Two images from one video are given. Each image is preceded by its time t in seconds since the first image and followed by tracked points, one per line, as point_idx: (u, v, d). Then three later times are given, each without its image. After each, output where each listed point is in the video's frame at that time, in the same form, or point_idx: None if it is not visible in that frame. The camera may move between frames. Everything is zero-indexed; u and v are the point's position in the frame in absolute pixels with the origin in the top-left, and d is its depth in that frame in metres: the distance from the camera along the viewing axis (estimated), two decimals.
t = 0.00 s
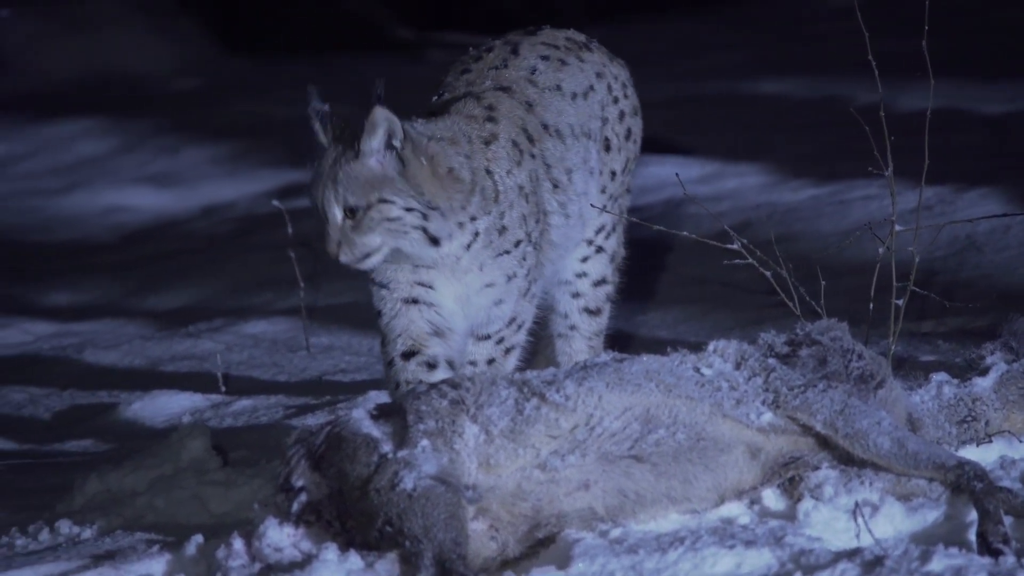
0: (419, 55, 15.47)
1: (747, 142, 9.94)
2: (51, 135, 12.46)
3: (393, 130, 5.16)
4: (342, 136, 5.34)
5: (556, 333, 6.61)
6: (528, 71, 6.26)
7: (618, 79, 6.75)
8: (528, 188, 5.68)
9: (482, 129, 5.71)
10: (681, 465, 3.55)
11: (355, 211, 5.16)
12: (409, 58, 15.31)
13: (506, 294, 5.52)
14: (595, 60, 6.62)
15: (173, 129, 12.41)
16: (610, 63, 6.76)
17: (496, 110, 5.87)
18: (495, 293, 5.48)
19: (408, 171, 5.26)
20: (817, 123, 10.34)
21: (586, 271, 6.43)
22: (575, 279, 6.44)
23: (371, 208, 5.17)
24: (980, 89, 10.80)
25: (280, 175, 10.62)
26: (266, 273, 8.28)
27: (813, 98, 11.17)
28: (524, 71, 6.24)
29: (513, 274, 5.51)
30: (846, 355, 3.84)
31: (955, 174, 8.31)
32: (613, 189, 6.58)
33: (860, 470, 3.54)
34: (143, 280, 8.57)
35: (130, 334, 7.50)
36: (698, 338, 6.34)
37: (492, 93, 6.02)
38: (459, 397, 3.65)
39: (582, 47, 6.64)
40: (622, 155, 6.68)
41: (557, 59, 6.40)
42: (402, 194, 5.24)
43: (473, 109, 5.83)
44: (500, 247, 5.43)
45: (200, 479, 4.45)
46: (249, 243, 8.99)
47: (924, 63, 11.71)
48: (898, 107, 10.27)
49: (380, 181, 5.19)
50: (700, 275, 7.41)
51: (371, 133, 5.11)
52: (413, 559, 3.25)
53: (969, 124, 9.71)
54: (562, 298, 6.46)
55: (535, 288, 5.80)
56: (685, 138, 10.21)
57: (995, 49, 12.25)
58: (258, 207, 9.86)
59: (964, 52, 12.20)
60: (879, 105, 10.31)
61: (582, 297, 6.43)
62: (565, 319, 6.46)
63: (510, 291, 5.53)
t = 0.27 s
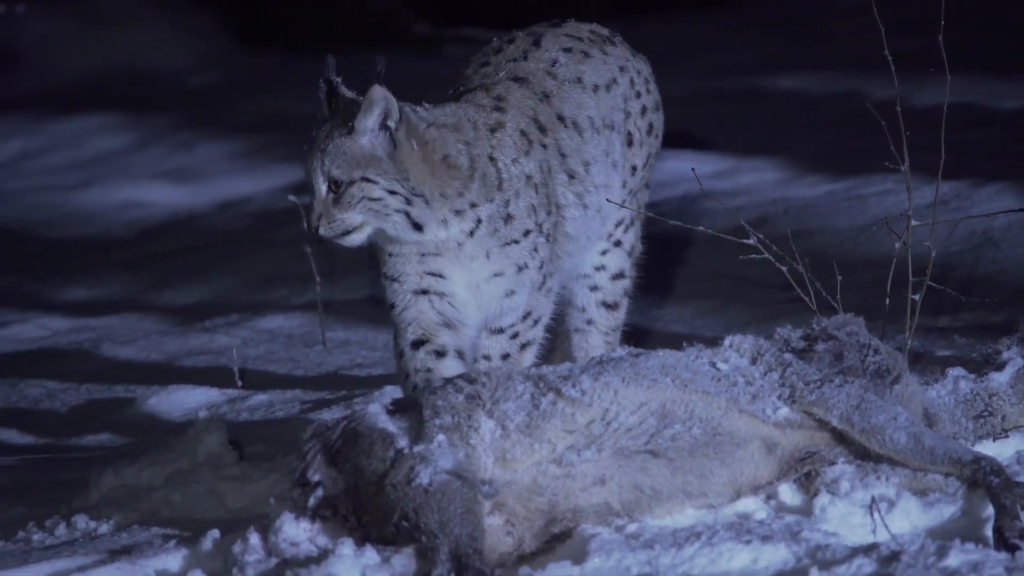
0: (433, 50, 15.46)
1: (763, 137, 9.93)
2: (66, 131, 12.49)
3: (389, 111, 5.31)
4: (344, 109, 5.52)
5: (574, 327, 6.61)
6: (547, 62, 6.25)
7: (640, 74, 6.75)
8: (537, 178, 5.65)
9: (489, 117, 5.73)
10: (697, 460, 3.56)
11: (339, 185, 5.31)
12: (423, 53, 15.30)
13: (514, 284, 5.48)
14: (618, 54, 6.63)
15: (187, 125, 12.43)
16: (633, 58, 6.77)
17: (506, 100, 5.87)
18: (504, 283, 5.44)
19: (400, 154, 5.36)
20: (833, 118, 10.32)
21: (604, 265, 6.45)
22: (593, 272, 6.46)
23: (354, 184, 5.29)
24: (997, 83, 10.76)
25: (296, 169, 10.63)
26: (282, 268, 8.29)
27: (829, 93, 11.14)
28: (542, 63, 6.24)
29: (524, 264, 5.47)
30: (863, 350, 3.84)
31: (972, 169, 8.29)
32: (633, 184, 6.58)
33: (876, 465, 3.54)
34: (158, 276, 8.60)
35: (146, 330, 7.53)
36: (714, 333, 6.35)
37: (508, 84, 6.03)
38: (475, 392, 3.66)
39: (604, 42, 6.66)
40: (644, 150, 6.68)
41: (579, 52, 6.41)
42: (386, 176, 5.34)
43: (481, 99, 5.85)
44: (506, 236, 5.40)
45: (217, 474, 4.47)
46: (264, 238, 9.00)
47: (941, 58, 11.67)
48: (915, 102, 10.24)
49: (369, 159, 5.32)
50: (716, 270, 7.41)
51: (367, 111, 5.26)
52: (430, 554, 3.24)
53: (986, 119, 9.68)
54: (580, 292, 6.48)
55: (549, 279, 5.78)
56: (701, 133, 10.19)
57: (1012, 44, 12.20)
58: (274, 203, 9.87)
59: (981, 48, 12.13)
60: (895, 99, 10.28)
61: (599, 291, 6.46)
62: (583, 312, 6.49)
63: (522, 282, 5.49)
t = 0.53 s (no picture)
0: (443, 50, 15.47)
1: (775, 137, 9.92)
2: (78, 131, 12.53)
3: (368, 153, 5.15)
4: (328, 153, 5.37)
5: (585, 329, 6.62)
6: (558, 62, 6.24)
7: (654, 75, 6.75)
8: (537, 181, 5.60)
9: (484, 124, 5.67)
10: (709, 462, 3.55)
11: (343, 241, 5.27)
12: (434, 53, 15.32)
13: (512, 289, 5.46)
14: (632, 56, 6.63)
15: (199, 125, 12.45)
16: (648, 60, 6.77)
17: (505, 105, 5.82)
18: (500, 290, 5.44)
19: (390, 190, 5.23)
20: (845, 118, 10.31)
21: (616, 266, 6.44)
22: (606, 272, 6.45)
23: (356, 236, 5.24)
24: (1010, 84, 10.74)
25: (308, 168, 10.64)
26: (295, 268, 8.30)
27: (841, 93, 11.13)
28: (553, 64, 6.22)
29: (524, 269, 5.45)
30: (875, 350, 3.83)
31: (984, 170, 8.29)
32: (648, 185, 6.58)
33: (887, 467, 3.54)
34: (170, 276, 8.62)
35: (159, 331, 7.55)
36: (726, 334, 6.35)
37: (515, 87, 6.00)
38: (487, 393, 3.66)
39: (618, 43, 6.66)
40: (657, 150, 6.68)
41: (590, 52, 6.38)
42: (383, 218, 5.24)
43: (481, 105, 5.82)
44: (503, 244, 5.37)
45: (228, 475, 4.49)
46: (277, 239, 9.02)
47: (954, 58, 11.65)
48: (927, 102, 10.23)
49: (363, 206, 5.21)
50: (728, 271, 7.41)
51: (347, 161, 5.11)
52: (441, 555, 3.23)
53: (999, 119, 9.66)
54: (592, 292, 6.48)
55: (556, 281, 5.75)
56: (713, 133, 10.19)
57: None
58: (286, 203, 9.89)
59: (995, 48, 12.10)
60: (907, 100, 10.28)
61: (612, 291, 6.45)
62: (595, 313, 6.49)
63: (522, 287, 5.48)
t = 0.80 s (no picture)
0: (456, 49, 15.48)
1: (789, 136, 9.92)
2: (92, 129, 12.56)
3: (368, 237, 5.23)
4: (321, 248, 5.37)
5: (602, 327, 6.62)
6: (561, 75, 6.08)
7: (666, 76, 6.61)
8: (528, 199, 5.57)
9: (469, 152, 5.61)
10: (723, 461, 3.56)
11: (359, 329, 5.33)
12: (447, 52, 15.33)
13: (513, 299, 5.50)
14: (644, 58, 6.47)
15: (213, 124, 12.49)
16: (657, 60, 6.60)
17: (492, 125, 5.72)
18: (501, 301, 5.49)
19: (394, 267, 5.35)
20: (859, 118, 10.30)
21: (633, 267, 6.41)
22: (622, 274, 6.42)
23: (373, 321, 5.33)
24: None
25: (323, 167, 10.65)
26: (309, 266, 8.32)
27: (856, 92, 11.12)
28: (554, 75, 6.08)
29: (521, 282, 5.48)
30: (889, 350, 3.85)
31: (998, 169, 8.27)
32: (663, 186, 6.50)
33: (902, 466, 3.52)
34: (184, 276, 8.64)
35: (173, 330, 7.58)
36: (741, 334, 6.36)
37: (510, 102, 5.87)
38: (501, 392, 3.69)
39: (628, 45, 6.46)
40: (672, 152, 6.58)
41: (594, 62, 6.21)
42: (394, 296, 5.37)
43: (466, 129, 5.73)
44: (498, 263, 5.44)
45: (242, 474, 4.51)
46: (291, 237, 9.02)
47: (968, 58, 11.63)
48: (942, 102, 10.22)
49: (373, 292, 5.30)
50: (743, 271, 7.41)
51: (350, 251, 5.18)
52: (455, 554, 3.23)
53: (1013, 119, 9.64)
54: (608, 292, 6.47)
55: (565, 284, 5.76)
56: (727, 132, 10.19)
57: None
58: (300, 201, 9.90)
59: (1009, 48, 12.07)
60: (922, 100, 10.26)
61: (628, 292, 6.42)
62: (611, 313, 6.48)
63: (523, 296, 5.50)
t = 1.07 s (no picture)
0: (475, 39, 15.45)
1: (810, 127, 9.89)
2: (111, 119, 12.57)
3: (386, 289, 5.25)
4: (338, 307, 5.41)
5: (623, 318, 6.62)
6: (559, 97, 6.00)
7: (679, 73, 6.48)
8: (526, 224, 5.57)
9: (460, 191, 5.60)
10: (744, 452, 3.56)
11: (378, 381, 5.30)
12: (466, 43, 15.31)
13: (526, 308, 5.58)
14: (654, 63, 6.36)
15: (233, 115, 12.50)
16: (668, 58, 6.46)
17: (478, 158, 5.69)
18: (514, 316, 5.56)
19: (412, 318, 5.37)
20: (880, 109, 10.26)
21: (655, 263, 6.37)
22: (644, 270, 6.38)
23: (392, 373, 5.31)
24: None
25: (342, 158, 10.66)
26: (330, 257, 8.32)
27: (878, 82, 11.07)
28: (552, 96, 6.01)
29: (530, 298, 5.56)
30: (910, 341, 3.86)
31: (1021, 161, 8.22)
32: (681, 182, 6.44)
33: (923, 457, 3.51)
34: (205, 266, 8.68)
35: (193, 320, 7.61)
36: (763, 325, 6.36)
37: (500, 129, 5.83)
38: (522, 383, 3.71)
39: (638, 51, 6.35)
40: (690, 148, 6.50)
41: (596, 82, 6.09)
42: (414, 348, 5.37)
43: (455, 165, 5.71)
44: (507, 287, 5.51)
45: (264, 465, 4.54)
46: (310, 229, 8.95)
47: (991, 49, 11.56)
48: (964, 93, 10.17)
49: (392, 345, 5.31)
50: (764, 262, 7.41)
51: (369, 303, 5.19)
52: (476, 545, 3.25)
53: None
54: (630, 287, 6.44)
55: (584, 285, 5.80)
56: (748, 122, 10.17)
57: None
58: (320, 192, 9.91)
59: None
60: (944, 91, 10.21)
61: (649, 287, 6.40)
62: (633, 307, 6.46)
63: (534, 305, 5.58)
